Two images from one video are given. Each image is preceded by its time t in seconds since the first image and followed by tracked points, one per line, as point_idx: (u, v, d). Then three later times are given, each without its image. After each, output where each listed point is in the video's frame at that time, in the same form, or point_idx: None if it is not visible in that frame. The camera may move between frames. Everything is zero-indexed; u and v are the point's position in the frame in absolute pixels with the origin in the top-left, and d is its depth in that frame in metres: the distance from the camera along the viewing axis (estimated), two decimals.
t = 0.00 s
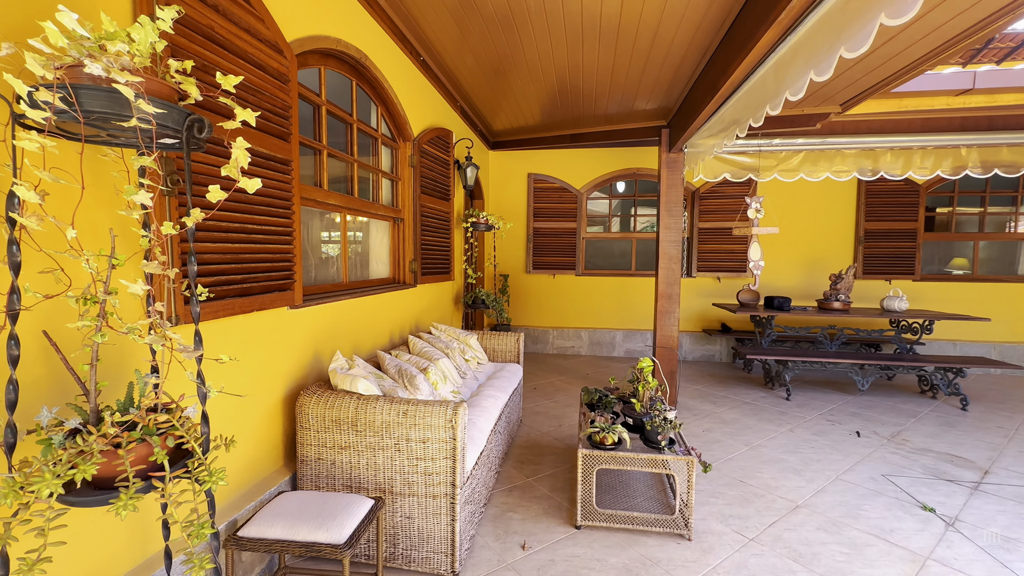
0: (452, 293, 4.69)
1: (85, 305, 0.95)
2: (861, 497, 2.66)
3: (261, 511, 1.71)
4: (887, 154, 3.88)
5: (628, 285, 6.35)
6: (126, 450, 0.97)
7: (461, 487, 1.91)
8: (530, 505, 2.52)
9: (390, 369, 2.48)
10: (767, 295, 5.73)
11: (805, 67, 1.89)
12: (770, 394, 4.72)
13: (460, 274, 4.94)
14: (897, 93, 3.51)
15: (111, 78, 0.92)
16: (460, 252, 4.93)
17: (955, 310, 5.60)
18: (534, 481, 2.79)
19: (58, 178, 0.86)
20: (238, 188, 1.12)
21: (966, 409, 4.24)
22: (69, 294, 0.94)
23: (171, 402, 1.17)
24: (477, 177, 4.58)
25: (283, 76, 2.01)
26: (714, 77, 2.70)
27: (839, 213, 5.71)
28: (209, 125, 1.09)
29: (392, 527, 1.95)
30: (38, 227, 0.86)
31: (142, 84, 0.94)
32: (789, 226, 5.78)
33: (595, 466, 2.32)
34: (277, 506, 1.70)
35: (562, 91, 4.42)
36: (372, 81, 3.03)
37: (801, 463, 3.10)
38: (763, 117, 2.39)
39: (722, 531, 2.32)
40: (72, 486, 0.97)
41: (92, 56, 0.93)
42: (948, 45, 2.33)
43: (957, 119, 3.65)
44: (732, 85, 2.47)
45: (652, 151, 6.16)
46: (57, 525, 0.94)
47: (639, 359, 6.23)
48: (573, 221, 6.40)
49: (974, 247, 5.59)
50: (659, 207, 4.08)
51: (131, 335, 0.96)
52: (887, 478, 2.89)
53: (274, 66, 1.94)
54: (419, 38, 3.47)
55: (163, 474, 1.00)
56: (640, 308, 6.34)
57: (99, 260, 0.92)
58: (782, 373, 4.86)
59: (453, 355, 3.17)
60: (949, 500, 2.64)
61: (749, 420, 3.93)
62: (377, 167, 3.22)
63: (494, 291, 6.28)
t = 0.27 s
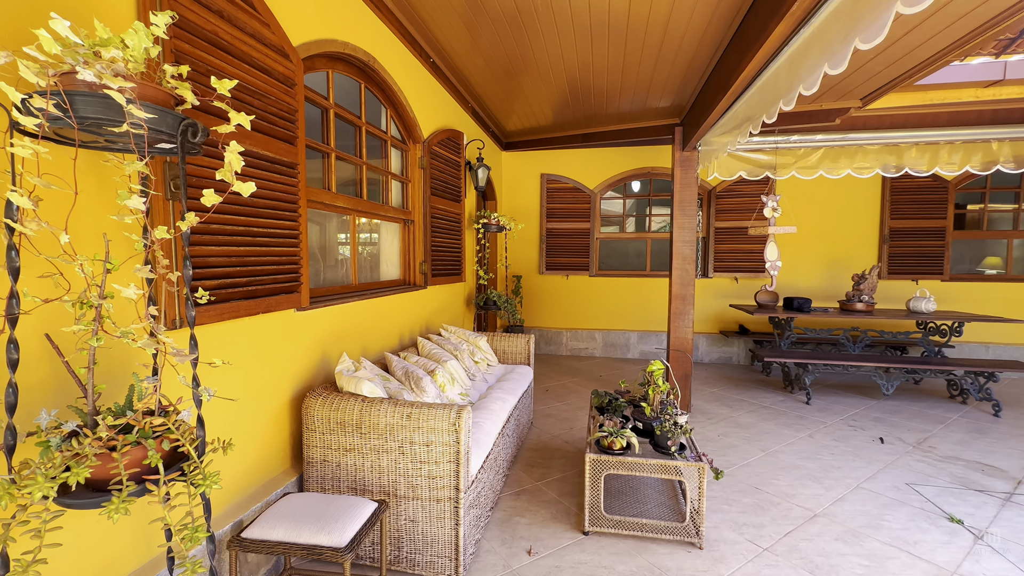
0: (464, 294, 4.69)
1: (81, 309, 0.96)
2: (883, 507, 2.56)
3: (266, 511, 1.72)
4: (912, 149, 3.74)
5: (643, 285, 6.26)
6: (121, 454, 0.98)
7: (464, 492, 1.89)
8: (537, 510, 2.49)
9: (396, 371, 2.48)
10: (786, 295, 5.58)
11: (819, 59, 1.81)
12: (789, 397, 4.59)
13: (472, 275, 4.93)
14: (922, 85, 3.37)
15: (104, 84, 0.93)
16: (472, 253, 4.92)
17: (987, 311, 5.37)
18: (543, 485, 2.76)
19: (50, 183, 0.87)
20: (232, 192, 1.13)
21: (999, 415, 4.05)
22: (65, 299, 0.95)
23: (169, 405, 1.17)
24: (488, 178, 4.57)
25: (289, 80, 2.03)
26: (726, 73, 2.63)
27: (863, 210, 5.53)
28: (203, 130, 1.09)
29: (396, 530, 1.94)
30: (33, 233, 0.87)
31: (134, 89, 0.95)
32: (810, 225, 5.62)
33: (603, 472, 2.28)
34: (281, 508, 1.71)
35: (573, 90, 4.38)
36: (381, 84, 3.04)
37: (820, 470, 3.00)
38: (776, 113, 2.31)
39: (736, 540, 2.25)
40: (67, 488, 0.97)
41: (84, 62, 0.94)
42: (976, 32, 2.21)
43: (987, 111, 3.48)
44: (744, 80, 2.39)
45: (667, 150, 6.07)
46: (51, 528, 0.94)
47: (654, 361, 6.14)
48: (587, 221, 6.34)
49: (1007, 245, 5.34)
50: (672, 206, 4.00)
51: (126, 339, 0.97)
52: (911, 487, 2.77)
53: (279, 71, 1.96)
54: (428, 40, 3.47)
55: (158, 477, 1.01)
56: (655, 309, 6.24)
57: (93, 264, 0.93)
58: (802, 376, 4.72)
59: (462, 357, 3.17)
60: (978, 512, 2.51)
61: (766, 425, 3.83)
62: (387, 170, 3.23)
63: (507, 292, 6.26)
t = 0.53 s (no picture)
0: (473, 295, 4.69)
1: (74, 312, 0.97)
2: (899, 515, 2.47)
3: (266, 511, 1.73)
4: (933, 145, 3.61)
5: (655, 286, 6.18)
6: (113, 454, 0.99)
7: (464, 494, 1.88)
8: (541, 513, 2.47)
9: (400, 372, 2.48)
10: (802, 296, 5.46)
11: (826, 54, 1.75)
12: (805, 400, 4.48)
13: (480, 276, 4.93)
14: (942, 78, 3.25)
15: (94, 89, 0.94)
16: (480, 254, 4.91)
17: (1015, 312, 5.16)
18: (548, 488, 2.74)
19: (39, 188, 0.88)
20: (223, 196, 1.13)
21: None
22: (58, 301, 0.96)
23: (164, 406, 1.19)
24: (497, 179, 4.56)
25: (292, 84, 2.05)
26: (734, 70, 2.58)
27: (882, 208, 5.37)
28: (195, 133, 1.10)
29: (396, 532, 1.94)
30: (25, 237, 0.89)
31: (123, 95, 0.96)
32: (827, 223, 5.48)
33: (606, 476, 2.25)
34: (281, 508, 1.72)
35: (581, 89, 4.35)
36: (387, 86, 3.06)
37: (834, 476, 2.92)
38: (784, 109, 2.26)
39: (743, 547, 2.19)
40: (61, 488, 0.98)
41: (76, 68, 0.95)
42: (998, 21, 2.10)
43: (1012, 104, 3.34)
44: (753, 75, 2.33)
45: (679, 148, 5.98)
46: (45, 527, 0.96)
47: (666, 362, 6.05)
48: (598, 221, 6.28)
49: None
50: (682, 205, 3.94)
51: (116, 341, 0.98)
52: (930, 495, 2.68)
53: (282, 74, 1.98)
54: (435, 42, 3.48)
55: (149, 477, 1.02)
56: (667, 309, 6.15)
57: (83, 267, 0.94)
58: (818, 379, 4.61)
59: (468, 358, 3.16)
60: (1001, 522, 2.41)
61: (780, 428, 3.74)
62: (393, 171, 3.24)
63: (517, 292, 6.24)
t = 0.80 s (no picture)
0: (477, 296, 4.69)
1: (64, 315, 0.99)
2: (908, 522, 2.41)
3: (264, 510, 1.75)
4: (946, 142, 3.52)
5: (662, 286, 6.12)
6: (102, 455, 1.00)
7: (460, 496, 1.88)
8: (541, 515, 2.46)
9: (399, 374, 2.49)
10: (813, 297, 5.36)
11: (826, 51, 1.72)
12: (814, 403, 4.40)
13: (485, 277, 4.93)
14: (954, 73, 3.17)
15: (81, 96, 0.95)
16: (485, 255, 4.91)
17: None
18: (548, 490, 2.72)
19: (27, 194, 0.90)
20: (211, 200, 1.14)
21: None
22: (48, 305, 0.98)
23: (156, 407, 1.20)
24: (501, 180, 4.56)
25: (291, 87, 2.06)
26: (737, 68, 2.55)
27: (896, 207, 5.26)
28: (183, 137, 1.11)
29: (392, 533, 1.95)
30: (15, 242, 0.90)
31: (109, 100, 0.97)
32: (838, 223, 5.39)
33: (605, 479, 2.23)
34: (278, 507, 1.73)
35: (585, 89, 4.33)
36: (389, 88, 3.08)
37: (842, 480, 2.86)
38: (786, 107, 2.22)
39: (745, 552, 2.16)
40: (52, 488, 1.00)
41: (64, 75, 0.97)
42: (1009, 13, 2.04)
43: None
44: (755, 72, 2.29)
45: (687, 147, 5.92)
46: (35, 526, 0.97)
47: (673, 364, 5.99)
48: (604, 221, 6.25)
49: None
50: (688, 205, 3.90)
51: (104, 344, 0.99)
52: (941, 501, 2.61)
53: (280, 78, 1.99)
54: (437, 43, 3.49)
55: (137, 478, 1.03)
56: (675, 310, 6.09)
57: (72, 271, 0.96)
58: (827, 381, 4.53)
59: (470, 359, 3.16)
60: (1015, 530, 2.34)
61: (787, 432, 3.68)
62: (396, 173, 3.26)
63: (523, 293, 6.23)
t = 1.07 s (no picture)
0: (478, 296, 4.69)
1: (49, 316, 1.00)
2: (909, 525, 2.38)
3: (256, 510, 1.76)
4: (951, 140, 3.46)
5: (665, 286, 6.09)
6: (85, 454, 1.02)
7: (451, 497, 1.88)
8: (536, 516, 2.45)
9: (395, 374, 2.50)
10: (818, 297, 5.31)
11: (818, 49, 1.70)
12: (818, 405, 4.35)
13: (486, 277, 4.93)
14: (957, 69, 3.13)
15: (62, 99, 0.96)
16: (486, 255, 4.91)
17: None
18: (544, 491, 2.71)
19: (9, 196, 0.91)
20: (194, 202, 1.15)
21: None
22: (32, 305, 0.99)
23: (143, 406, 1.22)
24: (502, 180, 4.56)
25: (285, 89, 2.08)
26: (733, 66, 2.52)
27: (903, 205, 5.18)
28: (165, 140, 1.12)
29: (385, 533, 1.95)
30: None
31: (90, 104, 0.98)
32: (843, 222, 5.33)
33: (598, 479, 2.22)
34: (272, 506, 1.75)
35: (585, 89, 4.31)
36: (387, 89, 3.09)
37: (842, 483, 2.82)
38: (780, 105, 2.20)
39: (740, 555, 2.14)
40: (37, 485, 1.02)
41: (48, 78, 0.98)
42: (1007, 10, 2.01)
43: None
44: (751, 70, 2.27)
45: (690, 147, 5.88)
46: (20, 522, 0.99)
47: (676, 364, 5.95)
48: (607, 221, 6.23)
49: None
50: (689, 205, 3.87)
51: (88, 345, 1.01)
52: (944, 505, 2.56)
53: (274, 80, 2.01)
54: (436, 44, 3.50)
55: (119, 477, 1.05)
56: (678, 310, 6.05)
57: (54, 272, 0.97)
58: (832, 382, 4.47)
59: (468, 359, 3.16)
60: (1019, 534, 2.30)
61: (789, 433, 3.64)
62: (394, 174, 3.27)
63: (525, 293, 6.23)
